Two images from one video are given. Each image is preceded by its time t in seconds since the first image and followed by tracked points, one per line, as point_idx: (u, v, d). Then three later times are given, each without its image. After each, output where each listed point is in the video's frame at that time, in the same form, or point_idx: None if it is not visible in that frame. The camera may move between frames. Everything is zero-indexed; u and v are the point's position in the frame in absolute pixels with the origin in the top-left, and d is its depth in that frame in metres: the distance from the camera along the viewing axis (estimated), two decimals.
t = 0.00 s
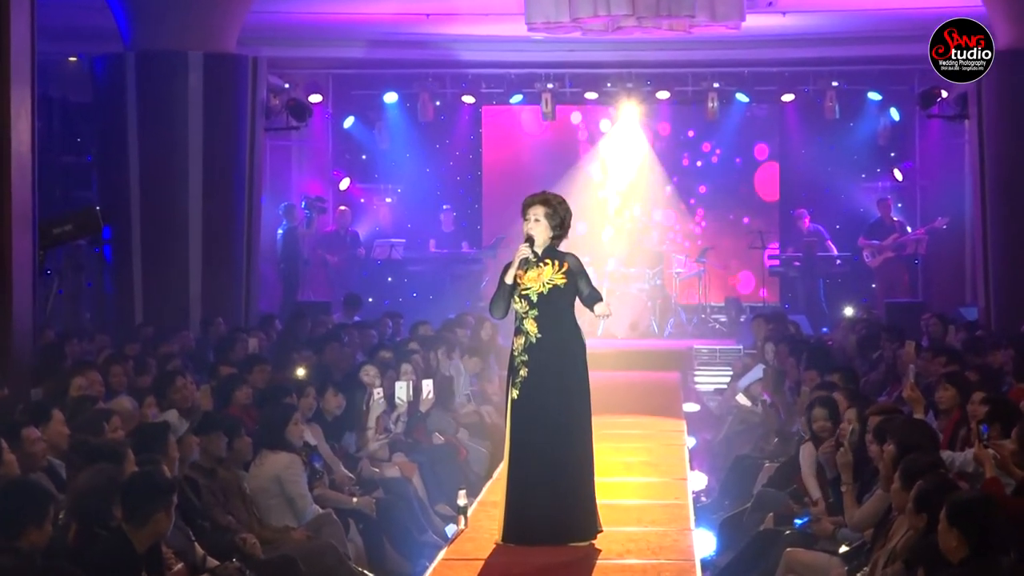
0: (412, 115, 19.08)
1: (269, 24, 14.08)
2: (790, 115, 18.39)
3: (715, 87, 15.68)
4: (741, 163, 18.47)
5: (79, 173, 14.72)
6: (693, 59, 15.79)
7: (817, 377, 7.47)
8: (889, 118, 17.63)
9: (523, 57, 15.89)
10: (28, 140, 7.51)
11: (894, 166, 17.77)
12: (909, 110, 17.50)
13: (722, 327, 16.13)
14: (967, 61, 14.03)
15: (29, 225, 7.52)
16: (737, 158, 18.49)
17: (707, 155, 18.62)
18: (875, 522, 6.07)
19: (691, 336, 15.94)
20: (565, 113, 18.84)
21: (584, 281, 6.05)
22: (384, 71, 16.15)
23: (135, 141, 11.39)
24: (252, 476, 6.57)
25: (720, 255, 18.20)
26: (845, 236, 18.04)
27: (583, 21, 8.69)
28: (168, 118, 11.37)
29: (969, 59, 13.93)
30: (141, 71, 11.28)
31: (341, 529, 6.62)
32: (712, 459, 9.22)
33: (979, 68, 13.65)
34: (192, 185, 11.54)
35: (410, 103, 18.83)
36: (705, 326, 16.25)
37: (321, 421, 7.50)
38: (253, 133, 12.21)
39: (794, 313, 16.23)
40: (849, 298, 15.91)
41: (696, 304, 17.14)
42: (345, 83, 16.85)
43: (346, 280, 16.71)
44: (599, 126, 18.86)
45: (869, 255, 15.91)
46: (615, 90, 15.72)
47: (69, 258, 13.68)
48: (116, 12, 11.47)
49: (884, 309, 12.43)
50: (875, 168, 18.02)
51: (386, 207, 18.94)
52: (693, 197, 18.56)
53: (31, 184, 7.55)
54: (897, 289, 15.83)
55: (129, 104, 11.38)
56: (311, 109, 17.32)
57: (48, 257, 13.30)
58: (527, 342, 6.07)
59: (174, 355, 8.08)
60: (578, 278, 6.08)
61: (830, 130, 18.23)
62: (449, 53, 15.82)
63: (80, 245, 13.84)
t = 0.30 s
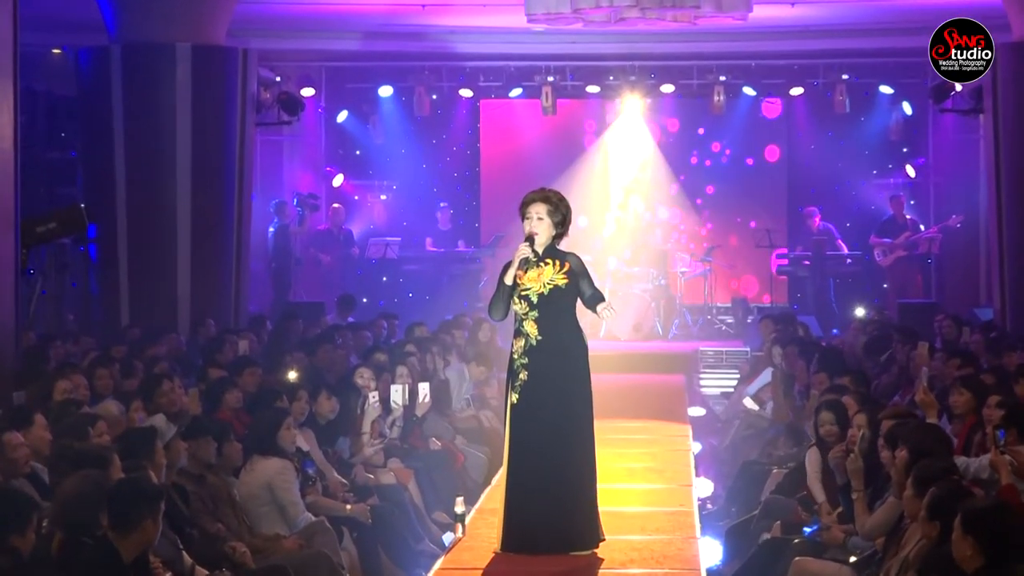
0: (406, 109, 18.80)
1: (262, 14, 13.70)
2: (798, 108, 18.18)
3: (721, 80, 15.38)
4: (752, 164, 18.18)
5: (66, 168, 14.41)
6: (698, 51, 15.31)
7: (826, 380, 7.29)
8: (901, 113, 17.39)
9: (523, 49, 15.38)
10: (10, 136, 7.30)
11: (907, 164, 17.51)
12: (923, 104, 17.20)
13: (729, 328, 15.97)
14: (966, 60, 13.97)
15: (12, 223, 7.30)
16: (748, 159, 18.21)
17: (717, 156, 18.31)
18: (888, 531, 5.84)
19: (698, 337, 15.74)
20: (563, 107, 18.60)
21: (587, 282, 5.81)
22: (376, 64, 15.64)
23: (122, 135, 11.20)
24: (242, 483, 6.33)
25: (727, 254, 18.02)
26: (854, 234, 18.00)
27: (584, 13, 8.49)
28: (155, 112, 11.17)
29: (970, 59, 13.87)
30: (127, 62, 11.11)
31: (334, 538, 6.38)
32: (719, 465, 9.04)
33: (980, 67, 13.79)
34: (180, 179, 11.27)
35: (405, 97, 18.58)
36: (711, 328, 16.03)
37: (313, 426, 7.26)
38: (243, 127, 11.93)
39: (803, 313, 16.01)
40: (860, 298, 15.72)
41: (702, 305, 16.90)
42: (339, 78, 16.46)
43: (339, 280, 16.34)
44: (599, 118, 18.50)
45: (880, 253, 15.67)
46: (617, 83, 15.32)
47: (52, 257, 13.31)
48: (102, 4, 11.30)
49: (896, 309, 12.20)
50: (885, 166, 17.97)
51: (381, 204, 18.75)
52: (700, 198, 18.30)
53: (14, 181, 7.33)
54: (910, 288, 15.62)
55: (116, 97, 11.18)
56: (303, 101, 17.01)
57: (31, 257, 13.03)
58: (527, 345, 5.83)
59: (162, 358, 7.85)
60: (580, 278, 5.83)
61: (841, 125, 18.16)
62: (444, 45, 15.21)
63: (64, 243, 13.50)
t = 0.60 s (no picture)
0: (401, 103, 18.75)
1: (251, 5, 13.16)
2: (810, 103, 17.98)
3: (729, 71, 14.68)
4: (765, 164, 17.79)
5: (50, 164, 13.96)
6: (706, 43, 14.73)
7: (838, 385, 7.06)
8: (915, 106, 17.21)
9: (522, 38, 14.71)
10: None
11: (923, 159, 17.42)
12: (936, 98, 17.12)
13: (737, 330, 15.77)
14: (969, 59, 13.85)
15: None
16: (761, 160, 17.83)
17: (727, 156, 17.92)
18: (902, 539, 5.61)
19: (705, 338, 15.60)
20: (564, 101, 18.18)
21: (590, 281, 5.57)
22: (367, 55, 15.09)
23: (107, 130, 10.94)
24: (233, 489, 6.08)
25: (736, 254, 17.64)
26: (868, 234, 17.69)
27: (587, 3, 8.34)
28: (141, 107, 10.91)
29: (970, 59, 13.83)
30: (113, 55, 10.82)
31: (327, 546, 6.16)
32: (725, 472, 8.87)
33: (979, 68, 13.81)
34: (169, 176, 11.04)
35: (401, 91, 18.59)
36: (719, 330, 15.79)
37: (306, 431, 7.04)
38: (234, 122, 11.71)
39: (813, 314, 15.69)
40: (871, 299, 15.64)
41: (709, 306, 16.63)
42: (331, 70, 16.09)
43: (334, 280, 16.24)
44: (602, 114, 18.10)
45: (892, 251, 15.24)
46: (621, 76, 14.75)
47: (36, 255, 12.97)
48: None
49: (912, 309, 12.00)
50: (898, 161, 17.78)
51: (377, 202, 18.57)
52: (708, 198, 17.88)
53: None
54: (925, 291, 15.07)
55: (102, 90, 10.93)
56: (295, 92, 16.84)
57: (15, 256, 12.78)
58: (528, 347, 5.58)
59: (150, 361, 7.60)
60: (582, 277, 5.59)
61: (851, 120, 17.97)
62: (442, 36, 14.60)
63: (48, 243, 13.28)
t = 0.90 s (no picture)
0: (395, 96, 18.46)
1: None
2: (817, 98, 17.66)
3: (734, 64, 14.42)
4: (775, 167, 17.54)
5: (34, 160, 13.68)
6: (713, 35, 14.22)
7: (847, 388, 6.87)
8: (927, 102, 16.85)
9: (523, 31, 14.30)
10: None
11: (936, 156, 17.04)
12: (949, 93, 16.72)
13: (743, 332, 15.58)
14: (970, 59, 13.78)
15: None
16: (771, 163, 17.57)
17: (735, 156, 17.65)
18: (914, 548, 5.39)
19: (710, 341, 15.35)
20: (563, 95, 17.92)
21: (590, 280, 5.36)
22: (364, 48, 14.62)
23: (91, 125, 10.75)
24: (221, 496, 5.81)
25: (741, 254, 17.40)
26: (879, 231, 17.29)
27: None
28: (126, 100, 10.69)
29: (969, 59, 13.83)
30: (96, 47, 10.63)
31: (318, 555, 5.92)
32: (731, 478, 8.67)
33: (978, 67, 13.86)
34: (154, 172, 10.82)
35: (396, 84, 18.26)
36: (724, 332, 15.57)
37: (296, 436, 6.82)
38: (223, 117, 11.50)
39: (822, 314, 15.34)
40: (883, 300, 15.16)
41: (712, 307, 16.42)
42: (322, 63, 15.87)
43: (326, 280, 15.96)
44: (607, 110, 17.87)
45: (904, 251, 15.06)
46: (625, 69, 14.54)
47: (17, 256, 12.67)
48: None
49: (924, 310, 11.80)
50: (911, 157, 17.40)
51: (369, 200, 18.13)
52: (714, 198, 17.62)
53: None
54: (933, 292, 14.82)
55: (86, 83, 10.73)
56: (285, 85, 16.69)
57: None
58: (527, 349, 5.36)
59: (134, 363, 7.36)
60: (583, 276, 5.36)
61: (862, 114, 17.60)
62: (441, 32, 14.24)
63: (30, 241, 13.04)
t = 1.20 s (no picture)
0: (392, 87, 17.92)
1: None
2: (826, 89, 17.24)
3: (741, 57, 14.18)
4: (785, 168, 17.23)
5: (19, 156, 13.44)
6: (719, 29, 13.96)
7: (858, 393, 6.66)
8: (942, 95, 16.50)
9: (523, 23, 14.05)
10: None
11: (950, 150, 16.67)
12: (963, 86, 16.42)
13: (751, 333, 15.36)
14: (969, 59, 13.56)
15: None
16: (782, 164, 17.26)
17: (746, 156, 17.32)
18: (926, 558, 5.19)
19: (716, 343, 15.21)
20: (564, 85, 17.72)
21: (590, 280, 5.16)
22: (357, 40, 14.39)
23: (76, 121, 10.56)
24: (209, 504, 5.58)
25: (748, 252, 17.24)
26: (890, 229, 17.02)
27: None
28: (111, 93, 10.50)
29: (969, 59, 13.56)
30: (81, 38, 10.45)
31: (311, 565, 5.66)
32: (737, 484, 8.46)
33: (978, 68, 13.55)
34: (140, 168, 10.62)
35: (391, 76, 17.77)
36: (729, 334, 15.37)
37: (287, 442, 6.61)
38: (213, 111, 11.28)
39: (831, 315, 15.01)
40: (895, 300, 15.09)
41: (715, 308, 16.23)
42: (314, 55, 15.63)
43: (318, 280, 15.75)
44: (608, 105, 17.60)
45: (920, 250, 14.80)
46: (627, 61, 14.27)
47: None
48: None
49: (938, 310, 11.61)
50: (924, 152, 17.03)
51: (363, 195, 18.03)
52: (723, 198, 17.32)
53: None
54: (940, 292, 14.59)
55: (70, 75, 10.54)
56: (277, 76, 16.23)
57: None
58: (528, 352, 5.13)
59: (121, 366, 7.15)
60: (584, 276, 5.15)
61: (873, 108, 17.21)
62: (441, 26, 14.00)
63: (12, 239, 12.81)
